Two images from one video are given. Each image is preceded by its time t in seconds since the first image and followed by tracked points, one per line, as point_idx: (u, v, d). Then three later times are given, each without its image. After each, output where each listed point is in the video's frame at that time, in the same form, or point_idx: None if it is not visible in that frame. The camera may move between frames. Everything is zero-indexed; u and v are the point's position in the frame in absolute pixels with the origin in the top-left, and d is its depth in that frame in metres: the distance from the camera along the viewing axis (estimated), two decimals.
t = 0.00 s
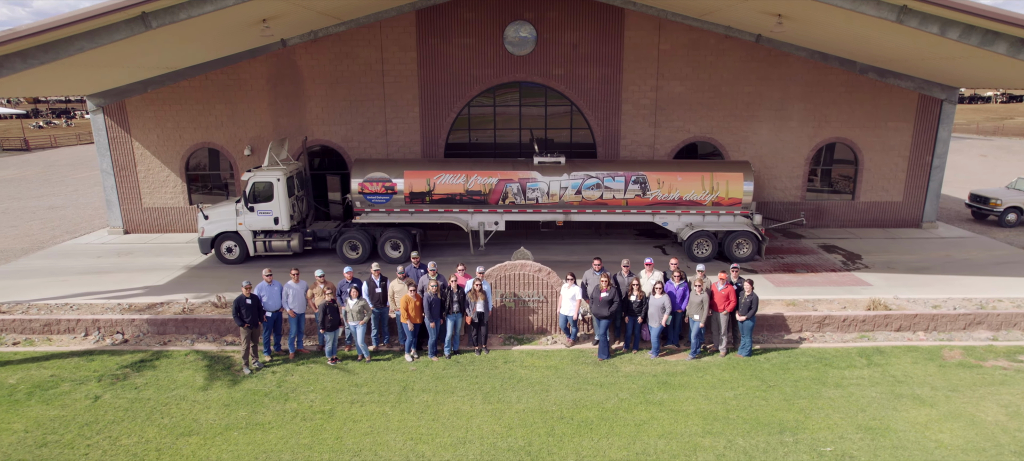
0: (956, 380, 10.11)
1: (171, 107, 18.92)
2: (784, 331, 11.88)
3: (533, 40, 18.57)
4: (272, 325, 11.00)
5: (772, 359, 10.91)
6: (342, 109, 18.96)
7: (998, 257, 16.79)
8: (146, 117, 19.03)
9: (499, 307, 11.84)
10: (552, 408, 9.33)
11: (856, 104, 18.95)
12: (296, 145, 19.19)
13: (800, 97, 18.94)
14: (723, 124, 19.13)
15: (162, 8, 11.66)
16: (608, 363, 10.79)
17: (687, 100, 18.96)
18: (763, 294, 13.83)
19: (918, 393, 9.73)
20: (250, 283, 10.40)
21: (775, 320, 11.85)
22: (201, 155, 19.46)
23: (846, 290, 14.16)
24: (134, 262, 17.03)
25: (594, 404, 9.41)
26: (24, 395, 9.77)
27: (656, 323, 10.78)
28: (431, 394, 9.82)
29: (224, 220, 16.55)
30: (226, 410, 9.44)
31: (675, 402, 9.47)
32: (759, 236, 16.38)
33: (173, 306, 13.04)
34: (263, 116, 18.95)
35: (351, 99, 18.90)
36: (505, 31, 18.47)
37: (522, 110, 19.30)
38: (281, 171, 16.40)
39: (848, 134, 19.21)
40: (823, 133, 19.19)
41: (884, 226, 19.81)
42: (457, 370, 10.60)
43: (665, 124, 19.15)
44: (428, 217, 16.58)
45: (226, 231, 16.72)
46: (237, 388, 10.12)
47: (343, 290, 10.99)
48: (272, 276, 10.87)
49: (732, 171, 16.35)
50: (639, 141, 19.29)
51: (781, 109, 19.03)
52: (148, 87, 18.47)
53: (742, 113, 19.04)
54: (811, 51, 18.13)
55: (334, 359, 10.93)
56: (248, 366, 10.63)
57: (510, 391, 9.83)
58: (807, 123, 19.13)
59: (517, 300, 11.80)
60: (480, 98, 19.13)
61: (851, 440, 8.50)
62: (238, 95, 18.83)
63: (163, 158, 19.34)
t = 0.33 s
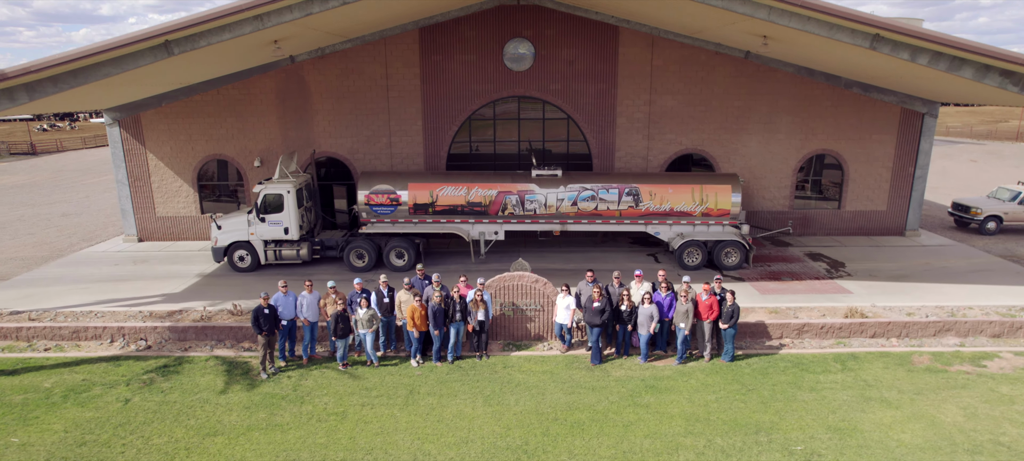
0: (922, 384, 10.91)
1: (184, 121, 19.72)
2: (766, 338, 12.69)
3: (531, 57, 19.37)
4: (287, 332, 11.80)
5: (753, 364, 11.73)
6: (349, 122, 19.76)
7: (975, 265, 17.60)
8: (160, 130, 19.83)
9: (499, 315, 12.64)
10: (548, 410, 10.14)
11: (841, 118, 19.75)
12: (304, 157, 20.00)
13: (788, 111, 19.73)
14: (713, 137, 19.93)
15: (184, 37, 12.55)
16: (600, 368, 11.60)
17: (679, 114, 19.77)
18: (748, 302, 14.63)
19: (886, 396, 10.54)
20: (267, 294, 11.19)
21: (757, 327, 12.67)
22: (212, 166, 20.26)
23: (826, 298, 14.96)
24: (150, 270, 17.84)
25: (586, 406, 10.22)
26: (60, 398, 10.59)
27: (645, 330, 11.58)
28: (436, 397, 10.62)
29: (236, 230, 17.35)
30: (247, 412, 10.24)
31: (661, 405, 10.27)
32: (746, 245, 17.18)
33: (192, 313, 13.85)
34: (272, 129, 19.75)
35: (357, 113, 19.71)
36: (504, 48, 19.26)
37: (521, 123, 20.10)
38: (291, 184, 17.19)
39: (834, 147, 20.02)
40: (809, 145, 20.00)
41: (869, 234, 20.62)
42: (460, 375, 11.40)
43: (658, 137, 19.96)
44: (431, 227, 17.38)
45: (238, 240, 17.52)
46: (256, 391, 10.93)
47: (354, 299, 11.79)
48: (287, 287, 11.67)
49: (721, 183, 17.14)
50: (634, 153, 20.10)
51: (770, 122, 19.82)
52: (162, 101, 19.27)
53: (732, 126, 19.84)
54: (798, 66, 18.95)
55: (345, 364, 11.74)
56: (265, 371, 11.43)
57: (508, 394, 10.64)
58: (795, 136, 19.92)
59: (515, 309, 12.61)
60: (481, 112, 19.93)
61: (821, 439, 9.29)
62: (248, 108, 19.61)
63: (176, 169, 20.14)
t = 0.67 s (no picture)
0: (892, 387, 11.73)
1: (196, 133, 20.53)
2: (749, 343, 13.50)
3: (529, 72, 20.19)
4: (300, 339, 12.61)
5: (735, 368, 12.54)
6: (354, 135, 20.58)
7: (953, 272, 18.41)
8: (173, 142, 20.64)
9: (498, 323, 13.46)
10: (543, 411, 10.96)
11: (827, 131, 20.57)
12: (311, 168, 20.82)
13: (776, 124, 20.52)
14: (704, 149, 20.75)
15: (203, 61, 13.40)
16: (592, 373, 12.41)
17: (671, 127, 20.58)
18: (734, 309, 15.45)
19: (857, 399, 11.35)
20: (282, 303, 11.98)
21: (740, 334, 13.48)
22: (222, 177, 21.07)
23: (809, 305, 15.78)
24: (164, 277, 18.65)
25: (579, 409, 11.02)
26: (90, 400, 11.40)
27: (634, 337, 12.38)
28: (440, 400, 11.44)
29: (247, 239, 18.15)
30: (265, 413, 11.06)
31: (648, 407, 11.08)
32: (734, 254, 17.98)
33: (209, 320, 14.67)
34: (281, 141, 20.57)
35: (362, 126, 20.52)
36: (504, 64, 20.08)
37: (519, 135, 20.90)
38: (300, 195, 18.00)
39: (820, 158, 20.84)
40: (797, 157, 20.80)
41: (854, 242, 21.45)
42: (462, 379, 12.21)
43: (651, 149, 20.77)
44: (433, 236, 18.18)
45: (249, 249, 18.32)
46: (273, 394, 11.75)
47: (362, 308, 12.59)
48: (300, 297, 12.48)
49: (711, 195, 17.94)
50: (628, 164, 20.92)
51: (758, 135, 20.62)
52: (175, 115, 20.08)
53: (723, 139, 20.65)
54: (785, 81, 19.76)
55: (355, 369, 12.54)
56: (280, 375, 12.24)
57: (507, 397, 11.46)
58: (783, 148, 20.73)
59: (513, 317, 13.43)
60: (481, 125, 20.74)
61: (793, 439, 10.09)
62: (257, 122, 20.41)
63: (188, 179, 20.94)
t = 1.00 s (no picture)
0: (864, 388, 12.54)
1: (206, 143, 21.34)
2: (733, 347, 14.31)
3: (527, 86, 20.99)
4: (310, 342, 13.41)
5: (719, 371, 13.35)
6: (358, 146, 21.39)
7: (933, 278, 19.20)
8: (184, 152, 21.44)
9: (497, 328, 14.27)
10: (537, 411, 11.76)
11: (813, 141, 21.38)
12: (317, 177, 21.64)
13: (765, 135, 21.32)
14: (695, 159, 21.57)
15: (218, 82, 14.24)
16: (584, 375, 13.22)
17: (663, 138, 21.40)
18: (720, 314, 16.26)
19: (831, 399, 12.16)
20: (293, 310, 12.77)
21: (724, 338, 14.29)
22: (231, 186, 21.88)
23: (791, 310, 16.59)
24: (177, 282, 19.46)
25: (571, 409, 11.82)
26: (115, 400, 12.21)
27: (623, 341, 13.18)
28: (441, 400, 12.25)
29: (257, 246, 18.94)
30: (279, 413, 11.87)
31: (635, 406, 11.89)
32: (723, 260, 18.78)
33: (222, 325, 15.49)
34: (288, 152, 21.38)
35: (366, 137, 21.33)
36: (502, 78, 20.89)
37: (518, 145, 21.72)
38: (306, 204, 18.79)
39: (807, 168, 21.64)
40: (785, 166, 21.61)
41: (840, 248, 22.27)
42: (462, 381, 13.02)
43: (644, 159, 21.59)
44: (435, 244, 18.99)
45: (259, 256, 19.13)
46: (285, 395, 12.56)
47: (368, 314, 13.38)
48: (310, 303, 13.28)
49: (700, 204, 18.73)
50: (622, 173, 21.73)
51: (748, 145, 21.43)
52: (186, 126, 20.88)
53: (713, 149, 21.46)
54: (773, 94, 20.55)
55: (361, 371, 13.36)
56: (291, 377, 13.05)
57: (504, 398, 12.26)
58: (771, 158, 21.53)
59: (510, 322, 14.24)
60: (481, 135, 21.55)
61: (769, 437, 10.89)
62: (265, 133, 21.22)
63: (198, 188, 21.75)
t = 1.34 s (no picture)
0: (838, 390, 13.35)
1: (214, 154, 22.16)
2: (717, 351, 15.12)
3: (523, 98, 21.80)
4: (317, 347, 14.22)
5: (702, 374, 14.17)
6: (361, 156, 22.21)
7: (913, 283, 20.02)
8: (193, 162, 22.26)
9: (493, 333, 15.08)
10: (531, 411, 12.57)
11: (800, 152, 22.19)
12: (321, 186, 22.46)
13: (752, 145, 22.13)
14: (686, 168, 22.38)
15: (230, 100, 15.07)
16: (576, 377, 14.04)
17: (655, 148, 22.21)
18: (707, 319, 17.07)
19: (807, 401, 12.97)
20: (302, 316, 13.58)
21: (709, 343, 15.08)
22: (238, 194, 22.70)
23: (774, 315, 17.40)
24: (187, 288, 20.28)
25: (562, 410, 12.63)
26: (135, 401, 13.02)
27: (612, 345, 13.99)
28: (441, 401, 13.06)
29: (264, 253, 19.75)
30: (289, 413, 12.69)
31: (622, 407, 12.71)
32: (711, 267, 19.59)
33: (233, 330, 16.30)
34: (293, 162, 22.20)
35: (368, 147, 22.15)
36: (500, 91, 21.69)
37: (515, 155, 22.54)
38: (312, 213, 19.60)
39: (793, 177, 22.46)
40: (772, 175, 22.42)
41: (825, 254, 23.08)
42: (460, 383, 13.83)
43: (636, 168, 22.40)
44: (435, 251, 19.80)
45: (266, 262, 19.94)
46: (295, 396, 13.38)
47: (372, 320, 14.18)
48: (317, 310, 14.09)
49: (689, 213, 19.53)
50: (615, 182, 22.55)
51: (736, 156, 22.24)
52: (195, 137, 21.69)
53: (703, 159, 22.27)
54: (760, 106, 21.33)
55: (366, 373, 14.17)
56: (300, 379, 13.86)
57: (500, 399, 13.07)
58: (759, 167, 22.34)
59: (506, 327, 15.05)
60: (479, 146, 22.37)
61: (746, 435, 11.70)
62: (271, 143, 22.04)
63: (206, 196, 22.56)
